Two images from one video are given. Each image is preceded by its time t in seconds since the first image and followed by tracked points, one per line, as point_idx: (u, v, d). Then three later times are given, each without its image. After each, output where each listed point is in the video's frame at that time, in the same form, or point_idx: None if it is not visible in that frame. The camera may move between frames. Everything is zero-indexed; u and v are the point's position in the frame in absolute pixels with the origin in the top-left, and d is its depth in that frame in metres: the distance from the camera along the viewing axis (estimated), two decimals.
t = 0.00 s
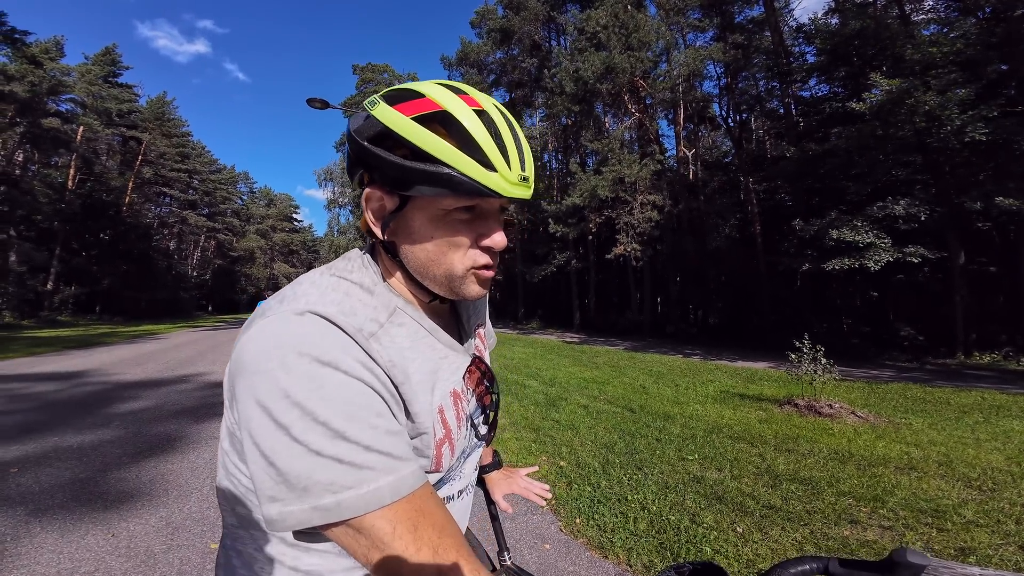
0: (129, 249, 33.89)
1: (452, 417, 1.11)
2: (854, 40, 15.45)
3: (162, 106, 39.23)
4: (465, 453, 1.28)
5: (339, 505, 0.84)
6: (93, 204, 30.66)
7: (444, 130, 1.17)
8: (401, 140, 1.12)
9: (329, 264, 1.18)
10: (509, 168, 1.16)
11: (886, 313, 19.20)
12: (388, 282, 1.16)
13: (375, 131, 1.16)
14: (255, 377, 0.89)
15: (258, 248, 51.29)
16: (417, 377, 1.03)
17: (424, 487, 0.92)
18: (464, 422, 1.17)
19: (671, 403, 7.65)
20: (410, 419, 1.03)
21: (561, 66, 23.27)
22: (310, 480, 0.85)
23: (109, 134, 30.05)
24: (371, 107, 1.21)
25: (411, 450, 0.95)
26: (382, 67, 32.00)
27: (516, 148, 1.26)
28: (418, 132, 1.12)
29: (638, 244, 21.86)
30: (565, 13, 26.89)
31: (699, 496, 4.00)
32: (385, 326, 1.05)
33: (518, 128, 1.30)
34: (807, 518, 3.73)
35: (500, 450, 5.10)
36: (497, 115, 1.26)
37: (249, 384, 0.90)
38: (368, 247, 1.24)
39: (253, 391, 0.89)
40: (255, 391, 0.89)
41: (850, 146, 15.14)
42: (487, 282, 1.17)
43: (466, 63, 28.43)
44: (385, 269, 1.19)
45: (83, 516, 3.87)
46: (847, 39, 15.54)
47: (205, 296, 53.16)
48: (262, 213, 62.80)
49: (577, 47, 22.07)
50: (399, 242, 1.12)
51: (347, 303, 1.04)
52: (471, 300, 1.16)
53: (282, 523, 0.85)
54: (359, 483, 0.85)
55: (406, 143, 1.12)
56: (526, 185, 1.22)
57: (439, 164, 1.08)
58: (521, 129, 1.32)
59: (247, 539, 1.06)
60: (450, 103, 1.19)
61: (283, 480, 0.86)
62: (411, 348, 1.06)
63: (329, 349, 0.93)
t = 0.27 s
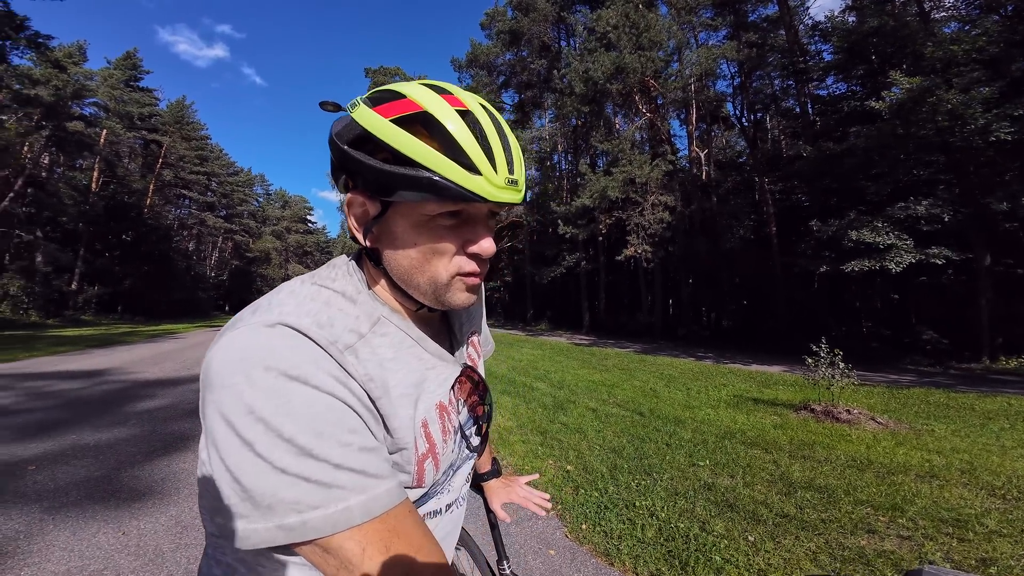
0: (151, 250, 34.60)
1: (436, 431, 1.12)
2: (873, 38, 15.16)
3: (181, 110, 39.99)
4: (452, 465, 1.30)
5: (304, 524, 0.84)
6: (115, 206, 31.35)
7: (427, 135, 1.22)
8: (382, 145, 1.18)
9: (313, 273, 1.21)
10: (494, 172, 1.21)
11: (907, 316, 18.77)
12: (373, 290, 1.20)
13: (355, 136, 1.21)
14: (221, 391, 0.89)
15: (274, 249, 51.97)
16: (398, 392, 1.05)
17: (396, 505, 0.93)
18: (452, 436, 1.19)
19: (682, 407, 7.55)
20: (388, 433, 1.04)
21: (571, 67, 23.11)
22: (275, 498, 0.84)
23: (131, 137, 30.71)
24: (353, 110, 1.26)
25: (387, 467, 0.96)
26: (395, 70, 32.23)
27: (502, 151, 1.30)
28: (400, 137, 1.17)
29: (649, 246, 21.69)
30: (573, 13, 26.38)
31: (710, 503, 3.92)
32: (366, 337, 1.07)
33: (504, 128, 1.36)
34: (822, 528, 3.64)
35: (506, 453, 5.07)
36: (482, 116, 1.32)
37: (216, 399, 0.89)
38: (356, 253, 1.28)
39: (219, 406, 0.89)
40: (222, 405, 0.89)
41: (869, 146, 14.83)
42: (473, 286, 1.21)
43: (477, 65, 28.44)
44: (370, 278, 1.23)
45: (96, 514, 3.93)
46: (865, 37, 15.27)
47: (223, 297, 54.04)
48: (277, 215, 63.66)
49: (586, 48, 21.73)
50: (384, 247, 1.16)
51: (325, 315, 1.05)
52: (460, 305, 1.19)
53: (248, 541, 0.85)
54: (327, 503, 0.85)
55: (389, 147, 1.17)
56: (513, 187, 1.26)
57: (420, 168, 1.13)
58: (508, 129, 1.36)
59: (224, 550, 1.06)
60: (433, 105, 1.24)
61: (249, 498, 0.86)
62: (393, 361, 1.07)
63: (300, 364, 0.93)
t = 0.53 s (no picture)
0: (178, 249, 35.56)
1: (435, 440, 1.12)
2: (899, 34, 14.77)
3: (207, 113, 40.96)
4: (453, 472, 1.29)
5: (294, 534, 0.83)
6: (144, 207, 32.24)
7: (427, 138, 1.22)
8: (380, 148, 1.19)
9: (313, 275, 1.21)
10: (495, 175, 1.19)
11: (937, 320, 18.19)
12: (374, 294, 1.20)
13: (353, 138, 1.24)
14: (213, 398, 0.88)
15: (294, 249, 52.92)
16: (395, 399, 1.04)
17: (391, 516, 0.93)
18: (450, 443, 1.18)
19: (698, 412, 7.43)
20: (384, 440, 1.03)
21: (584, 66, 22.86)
22: (266, 506, 0.84)
23: (159, 139, 31.58)
24: (354, 114, 1.28)
25: (383, 475, 0.95)
26: (411, 72, 32.52)
27: (502, 153, 1.29)
28: (398, 140, 1.17)
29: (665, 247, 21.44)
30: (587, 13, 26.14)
31: (725, 511, 3.84)
32: (364, 343, 1.06)
33: (508, 133, 1.36)
34: (843, 538, 3.53)
35: (517, 455, 5.05)
36: (484, 121, 1.33)
37: (209, 406, 0.88)
38: (357, 257, 1.27)
39: (212, 412, 0.88)
40: (215, 412, 0.88)
41: (896, 145, 14.42)
42: (475, 291, 1.20)
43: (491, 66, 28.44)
44: (371, 282, 1.23)
45: (116, 508, 4.03)
46: (891, 34, 14.90)
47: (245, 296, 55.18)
48: (297, 216, 64.79)
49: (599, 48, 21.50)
50: (384, 252, 1.16)
51: (321, 320, 1.03)
52: (461, 312, 1.18)
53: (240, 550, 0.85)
54: (318, 513, 0.84)
55: (388, 150, 1.17)
56: (513, 189, 1.25)
57: (417, 171, 1.12)
58: (509, 131, 1.35)
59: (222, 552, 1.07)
60: (432, 108, 1.24)
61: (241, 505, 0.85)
62: (394, 366, 1.07)
63: (294, 371, 0.92)
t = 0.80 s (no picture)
0: (206, 247, 36.50)
1: (442, 439, 1.12)
2: (932, 31, 14.36)
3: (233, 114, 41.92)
4: (462, 471, 1.28)
5: (303, 532, 0.82)
6: (173, 206, 33.18)
7: (423, 138, 1.24)
8: (376, 146, 1.22)
9: (326, 274, 1.22)
10: (483, 168, 1.19)
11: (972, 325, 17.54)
12: (379, 289, 1.21)
13: (356, 139, 1.28)
14: (228, 395, 0.87)
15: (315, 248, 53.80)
16: (406, 397, 1.03)
17: (400, 517, 0.91)
18: (457, 444, 1.18)
19: (716, 416, 7.29)
20: (394, 439, 1.02)
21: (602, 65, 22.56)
22: (275, 504, 0.83)
23: (188, 140, 32.45)
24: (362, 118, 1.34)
25: (392, 473, 0.94)
26: (429, 73, 32.71)
27: (498, 149, 1.29)
28: (390, 137, 1.20)
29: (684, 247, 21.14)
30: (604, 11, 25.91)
31: (742, 518, 3.76)
32: (376, 341, 1.05)
33: (508, 130, 1.35)
34: (865, 548, 3.43)
35: (530, 457, 5.03)
36: (482, 118, 1.32)
37: (223, 403, 0.88)
38: (367, 256, 1.31)
39: (226, 408, 0.87)
40: (228, 408, 0.87)
41: (930, 145, 13.95)
42: (473, 287, 1.18)
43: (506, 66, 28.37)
44: (378, 278, 1.25)
45: (139, 499, 4.14)
46: (923, 30, 14.50)
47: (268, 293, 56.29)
48: (318, 215, 65.86)
49: (617, 46, 21.29)
50: (384, 249, 1.18)
51: (335, 319, 1.03)
52: (458, 311, 1.17)
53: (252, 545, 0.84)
54: (328, 512, 0.83)
55: (385, 148, 1.20)
56: (507, 182, 1.23)
57: (407, 166, 1.14)
58: (507, 127, 1.35)
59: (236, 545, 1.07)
60: (427, 106, 1.26)
61: (253, 501, 0.85)
62: (404, 367, 1.06)
63: (306, 369, 0.91)
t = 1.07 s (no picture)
0: (225, 246, 37.15)
1: (450, 438, 1.12)
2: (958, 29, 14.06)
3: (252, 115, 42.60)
4: (473, 472, 1.27)
5: (317, 529, 0.82)
6: (194, 204, 33.86)
7: (416, 141, 1.29)
8: (371, 147, 1.30)
9: (339, 272, 1.22)
10: (463, 162, 1.21)
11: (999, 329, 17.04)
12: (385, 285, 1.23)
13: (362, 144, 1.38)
14: (245, 392, 0.87)
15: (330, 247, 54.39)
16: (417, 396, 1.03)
17: (411, 517, 0.91)
18: (466, 443, 1.18)
19: (730, 420, 7.20)
20: (405, 438, 1.02)
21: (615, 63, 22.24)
22: (291, 502, 0.83)
23: (208, 140, 33.05)
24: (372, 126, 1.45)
25: (404, 473, 0.94)
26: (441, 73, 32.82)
27: (486, 147, 1.29)
28: (382, 136, 1.27)
29: (699, 248, 20.91)
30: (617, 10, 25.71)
31: (756, 523, 3.70)
32: (388, 339, 1.06)
33: (502, 130, 1.37)
34: (882, 555, 3.35)
35: (539, 457, 5.02)
36: (473, 118, 1.35)
37: (241, 399, 0.88)
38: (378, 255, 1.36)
39: (243, 406, 0.88)
40: (245, 405, 0.87)
41: (956, 144, 13.59)
42: (463, 283, 1.18)
43: (517, 66, 28.33)
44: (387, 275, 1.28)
45: (158, 491, 4.23)
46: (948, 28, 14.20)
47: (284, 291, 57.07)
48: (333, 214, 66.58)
49: (631, 45, 21.11)
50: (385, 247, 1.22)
51: (348, 317, 1.03)
52: (453, 309, 1.17)
53: (264, 541, 0.84)
54: (341, 510, 0.83)
55: (379, 152, 1.26)
56: (491, 174, 1.23)
57: (392, 164, 1.19)
58: (496, 125, 1.35)
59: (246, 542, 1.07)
60: (418, 113, 1.31)
61: (267, 499, 0.84)
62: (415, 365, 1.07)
63: (320, 367, 0.91)
